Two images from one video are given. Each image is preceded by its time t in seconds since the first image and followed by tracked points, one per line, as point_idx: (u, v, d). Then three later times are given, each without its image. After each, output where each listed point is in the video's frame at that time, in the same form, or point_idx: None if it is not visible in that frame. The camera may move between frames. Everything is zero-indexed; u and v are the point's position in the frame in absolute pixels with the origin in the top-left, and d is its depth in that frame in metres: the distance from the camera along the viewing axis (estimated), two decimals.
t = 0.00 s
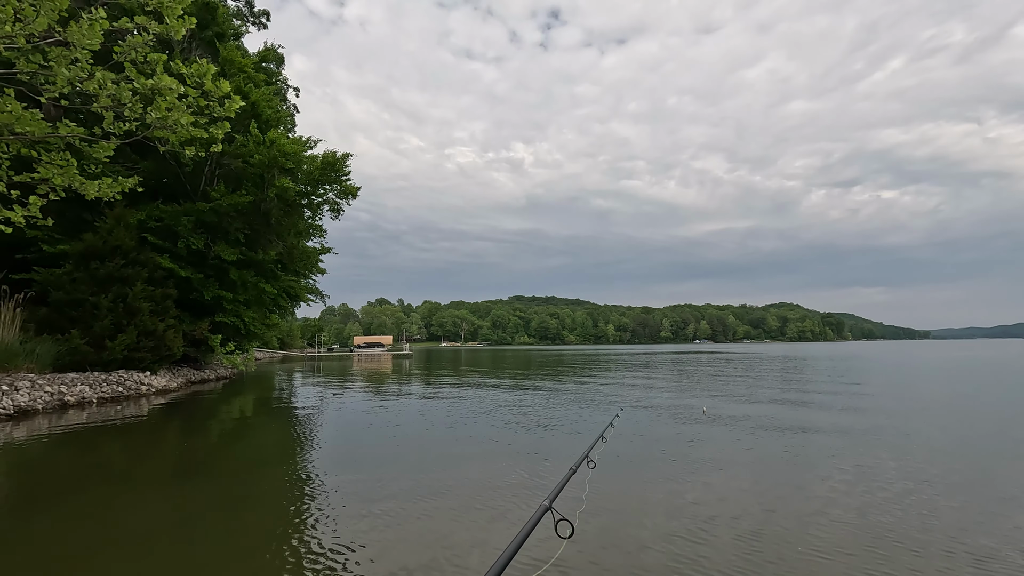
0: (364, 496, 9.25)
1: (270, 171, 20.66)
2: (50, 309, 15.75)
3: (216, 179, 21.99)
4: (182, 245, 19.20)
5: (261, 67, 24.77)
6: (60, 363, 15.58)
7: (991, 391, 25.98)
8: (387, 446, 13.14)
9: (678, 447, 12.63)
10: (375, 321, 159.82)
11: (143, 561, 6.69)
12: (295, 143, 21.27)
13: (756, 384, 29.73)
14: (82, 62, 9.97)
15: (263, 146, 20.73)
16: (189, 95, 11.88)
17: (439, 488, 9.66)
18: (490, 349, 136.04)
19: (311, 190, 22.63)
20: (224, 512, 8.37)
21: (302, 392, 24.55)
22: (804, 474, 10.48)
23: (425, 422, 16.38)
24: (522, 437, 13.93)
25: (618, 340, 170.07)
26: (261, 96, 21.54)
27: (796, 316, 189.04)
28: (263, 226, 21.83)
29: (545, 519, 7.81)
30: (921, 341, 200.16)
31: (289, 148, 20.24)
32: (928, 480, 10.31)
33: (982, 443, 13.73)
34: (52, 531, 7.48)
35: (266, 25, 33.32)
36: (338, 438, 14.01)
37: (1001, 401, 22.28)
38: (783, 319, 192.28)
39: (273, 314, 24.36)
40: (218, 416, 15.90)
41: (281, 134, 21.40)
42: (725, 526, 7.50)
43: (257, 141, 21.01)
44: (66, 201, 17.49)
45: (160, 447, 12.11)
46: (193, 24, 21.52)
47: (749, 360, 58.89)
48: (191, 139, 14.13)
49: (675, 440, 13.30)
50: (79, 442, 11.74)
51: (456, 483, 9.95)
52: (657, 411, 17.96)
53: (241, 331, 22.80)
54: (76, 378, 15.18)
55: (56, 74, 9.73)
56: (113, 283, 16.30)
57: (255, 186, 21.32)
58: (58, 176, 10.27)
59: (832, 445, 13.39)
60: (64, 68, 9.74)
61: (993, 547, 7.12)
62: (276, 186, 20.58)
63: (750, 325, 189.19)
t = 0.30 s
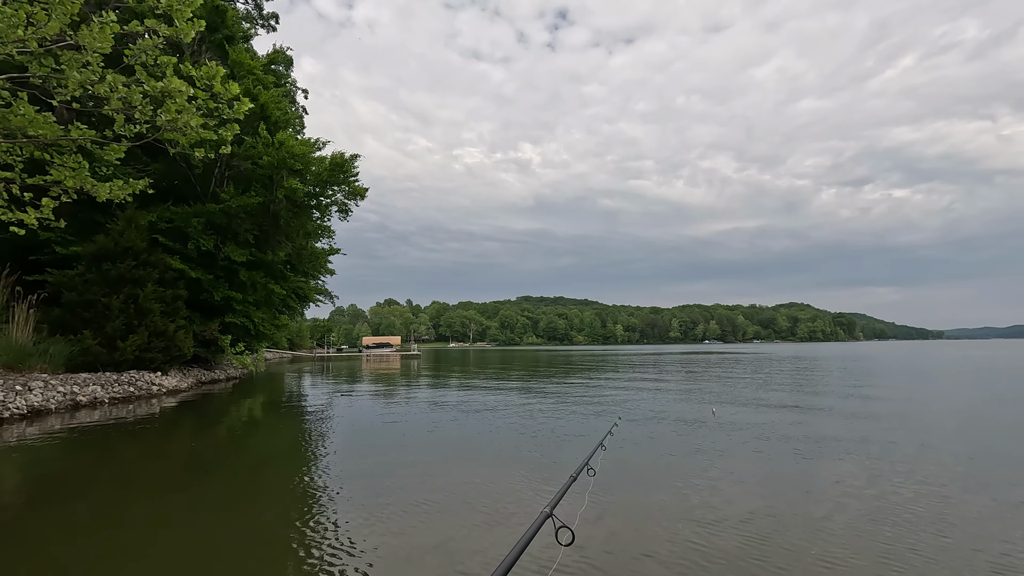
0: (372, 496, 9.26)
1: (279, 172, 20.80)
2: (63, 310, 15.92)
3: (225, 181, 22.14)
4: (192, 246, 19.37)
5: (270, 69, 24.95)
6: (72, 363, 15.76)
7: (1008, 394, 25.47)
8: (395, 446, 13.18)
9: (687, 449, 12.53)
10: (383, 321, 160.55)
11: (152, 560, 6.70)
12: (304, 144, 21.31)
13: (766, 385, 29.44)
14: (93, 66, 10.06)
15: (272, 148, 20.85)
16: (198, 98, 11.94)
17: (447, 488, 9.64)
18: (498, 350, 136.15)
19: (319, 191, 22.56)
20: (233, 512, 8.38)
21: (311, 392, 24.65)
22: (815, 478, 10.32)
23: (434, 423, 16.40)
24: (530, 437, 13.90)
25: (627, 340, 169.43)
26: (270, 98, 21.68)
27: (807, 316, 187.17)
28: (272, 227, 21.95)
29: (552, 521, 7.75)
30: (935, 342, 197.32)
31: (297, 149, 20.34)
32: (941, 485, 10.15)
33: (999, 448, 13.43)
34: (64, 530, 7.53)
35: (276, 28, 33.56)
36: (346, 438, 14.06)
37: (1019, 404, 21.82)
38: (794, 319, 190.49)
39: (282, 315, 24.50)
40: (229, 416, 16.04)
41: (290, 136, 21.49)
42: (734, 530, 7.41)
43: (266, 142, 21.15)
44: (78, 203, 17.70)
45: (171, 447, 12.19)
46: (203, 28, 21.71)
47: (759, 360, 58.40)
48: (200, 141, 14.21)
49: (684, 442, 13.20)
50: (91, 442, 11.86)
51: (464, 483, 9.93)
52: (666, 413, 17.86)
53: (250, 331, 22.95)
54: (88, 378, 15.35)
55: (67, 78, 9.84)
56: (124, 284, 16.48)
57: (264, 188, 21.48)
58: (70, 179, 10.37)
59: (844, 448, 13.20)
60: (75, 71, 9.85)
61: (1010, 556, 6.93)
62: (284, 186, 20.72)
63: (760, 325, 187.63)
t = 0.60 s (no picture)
0: (380, 496, 9.27)
1: (287, 174, 20.92)
2: (73, 312, 16.04)
3: (233, 183, 22.28)
4: (200, 248, 19.49)
5: (278, 72, 25.10)
6: (82, 364, 15.90)
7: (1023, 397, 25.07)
8: (403, 447, 13.22)
9: (696, 451, 12.43)
10: (391, 322, 161.20)
11: (161, 559, 6.75)
12: (311, 147, 21.42)
13: (775, 387, 29.19)
14: (102, 70, 10.14)
15: (279, 150, 20.97)
16: (206, 101, 11.99)
17: (454, 489, 9.65)
18: (505, 351, 136.27)
19: (327, 193, 22.75)
20: (241, 511, 8.43)
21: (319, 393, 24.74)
22: (825, 483, 10.17)
23: (441, 424, 16.43)
24: (538, 439, 13.88)
25: (634, 341, 168.95)
26: (277, 101, 21.80)
27: (816, 317, 185.54)
28: (280, 229, 22.04)
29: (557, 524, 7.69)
30: (947, 343, 194.95)
31: (305, 152, 20.43)
32: (953, 490, 10.00)
33: (1014, 453, 13.19)
34: (74, 528, 7.61)
35: (283, 31, 33.78)
36: (355, 439, 14.12)
37: None
38: (803, 320, 188.92)
39: (290, 316, 24.62)
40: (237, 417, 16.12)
41: (298, 139, 21.60)
42: (741, 535, 7.33)
43: (273, 145, 21.26)
44: (88, 206, 17.86)
45: (180, 447, 12.28)
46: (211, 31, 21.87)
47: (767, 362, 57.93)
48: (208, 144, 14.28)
49: (693, 444, 13.11)
50: (100, 442, 11.94)
51: (471, 484, 9.91)
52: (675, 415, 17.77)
53: (258, 333, 23.08)
54: (98, 379, 15.47)
55: (77, 82, 9.92)
56: (133, 286, 16.60)
57: (272, 190, 21.59)
58: (80, 181, 10.46)
59: (856, 451, 13.04)
60: (84, 75, 9.92)
61: None
62: (292, 189, 20.83)
63: (769, 326, 186.28)
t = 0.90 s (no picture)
0: (387, 497, 9.27)
1: (292, 176, 20.97)
2: (81, 314, 16.15)
3: (239, 185, 22.37)
4: (207, 250, 19.60)
5: (283, 74, 25.23)
6: (89, 366, 16.00)
7: None
8: (409, 447, 13.25)
9: (703, 453, 12.36)
10: (396, 323, 161.65)
11: (169, 557, 6.79)
12: (316, 149, 21.29)
13: (783, 388, 29.00)
14: (109, 72, 10.19)
15: (285, 152, 21.03)
16: (212, 103, 12.01)
17: (460, 489, 9.65)
18: (510, 351, 136.38)
19: (332, 194, 22.78)
20: (248, 511, 8.45)
21: (325, 394, 24.81)
22: (833, 486, 10.08)
23: (447, 424, 16.46)
24: (544, 439, 13.86)
25: (639, 342, 168.55)
26: (282, 103, 21.90)
27: (824, 318, 184.35)
28: (285, 231, 22.02)
29: (563, 527, 7.69)
30: (957, 344, 193.19)
31: (310, 153, 20.45)
32: (965, 494, 9.84)
33: None
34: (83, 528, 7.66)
35: (289, 33, 33.96)
36: (361, 440, 14.15)
37: None
38: (810, 321, 187.84)
39: (296, 318, 24.71)
40: (244, 418, 16.17)
41: (303, 141, 21.65)
42: (748, 539, 7.25)
43: (279, 147, 21.36)
44: (95, 209, 17.99)
45: (188, 448, 12.32)
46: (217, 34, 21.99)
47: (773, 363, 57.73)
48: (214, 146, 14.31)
49: (700, 446, 13.04)
50: (108, 443, 12.00)
51: (478, 485, 9.89)
52: (681, 416, 17.70)
53: (264, 334, 23.17)
54: (105, 381, 15.54)
55: (83, 84, 9.97)
56: (140, 288, 16.69)
57: (278, 192, 21.69)
58: (88, 183, 10.53)
59: (865, 454, 12.91)
60: (90, 77, 9.96)
61: None
62: (297, 190, 20.99)
63: (776, 327, 185.21)
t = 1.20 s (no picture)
0: (390, 497, 9.26)
1: (296, 177, 20.95)
2: (86, 315, 16.22)
3: (243, 186, 22.42)
4: (211, 251, 19.65)
5: (288, 75, 25.29)
6: (94, 367, 16.06)
7: None
8: (413, 448, 13.24)
9: (708, 455, 12.28)
10: (400, 324, 161.97)
11: (176, 556, 6.82)
12: (320, 150, 21.39)
13: (788, 389, 28.84)
14: (114, 74, 10.22)
15: (289, 153, 21.06)
16: (216, 104, 12.02)
17: (464, 489, 9.64)
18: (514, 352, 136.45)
19: (336, 195, 22.72)
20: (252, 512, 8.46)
21: (329, 395, 24.86)
22: (839, 488, 9.99)
23: (450, 425, 16.43)
24: (548, 440, 13.83)
25: (643, 343, 168.21)
26: (287, 104, 21.97)
27: (829, 318, 183.46)
28: (289, 232, 22.03)
29: (567, 529, 7.64)
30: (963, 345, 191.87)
31: (314, 154, 20.52)
32: (976, 497, 9.71)
33: None
34: (87, 528, 7.67)
35: (293, 34, 34.10)
36: (365, 440, 14.14)
37: None
38: (815, 321, 186.89)
39: (300, 319, 24.75)
40: (248, 419, 16.18)
41: (307, 142, 21.67)
42: (754, 544, 7.17)
43: (283, 148, 21.40)
44: (101, 210, 18.09)
45: (192, 449, 12.34)
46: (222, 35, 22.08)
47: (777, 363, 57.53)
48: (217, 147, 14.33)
49: (705, 447, 12.96)
50: (113, 444, 12.03)
51: (481, 486, 9.86)
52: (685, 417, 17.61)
53: (269, 335, 23.22)
54: (110, 381, 15.59)
55: (88, 86, 10.01)
56: (145, 288, 16.75)
57: (282, 193, 21.70)
58: (92, 185, 10.57)
59: (872, 455, 12.80)
60: (95, 79, 10.00)
61: None
62: (301, 191, 20.87)
63: (781, 328, 184.40)
